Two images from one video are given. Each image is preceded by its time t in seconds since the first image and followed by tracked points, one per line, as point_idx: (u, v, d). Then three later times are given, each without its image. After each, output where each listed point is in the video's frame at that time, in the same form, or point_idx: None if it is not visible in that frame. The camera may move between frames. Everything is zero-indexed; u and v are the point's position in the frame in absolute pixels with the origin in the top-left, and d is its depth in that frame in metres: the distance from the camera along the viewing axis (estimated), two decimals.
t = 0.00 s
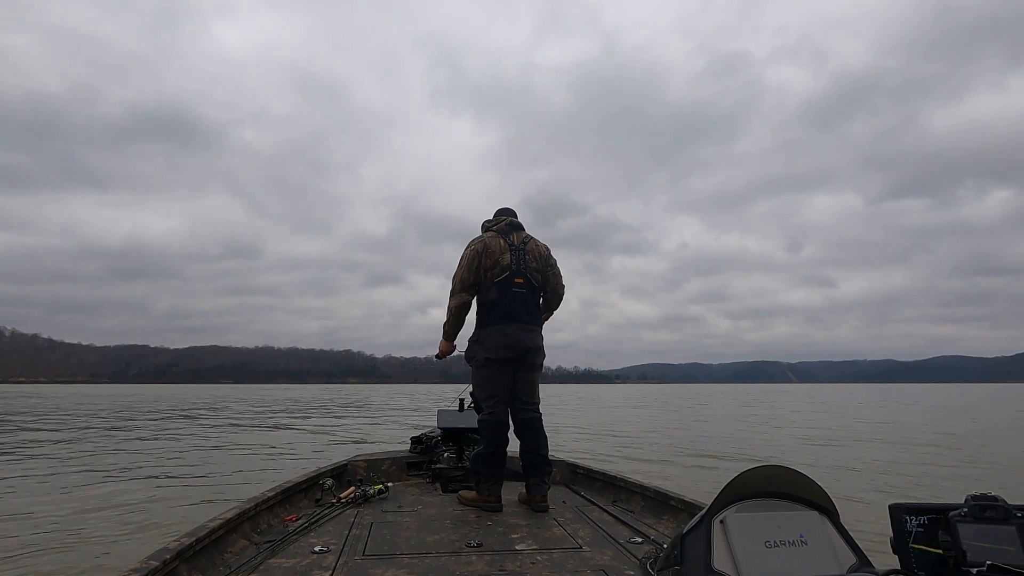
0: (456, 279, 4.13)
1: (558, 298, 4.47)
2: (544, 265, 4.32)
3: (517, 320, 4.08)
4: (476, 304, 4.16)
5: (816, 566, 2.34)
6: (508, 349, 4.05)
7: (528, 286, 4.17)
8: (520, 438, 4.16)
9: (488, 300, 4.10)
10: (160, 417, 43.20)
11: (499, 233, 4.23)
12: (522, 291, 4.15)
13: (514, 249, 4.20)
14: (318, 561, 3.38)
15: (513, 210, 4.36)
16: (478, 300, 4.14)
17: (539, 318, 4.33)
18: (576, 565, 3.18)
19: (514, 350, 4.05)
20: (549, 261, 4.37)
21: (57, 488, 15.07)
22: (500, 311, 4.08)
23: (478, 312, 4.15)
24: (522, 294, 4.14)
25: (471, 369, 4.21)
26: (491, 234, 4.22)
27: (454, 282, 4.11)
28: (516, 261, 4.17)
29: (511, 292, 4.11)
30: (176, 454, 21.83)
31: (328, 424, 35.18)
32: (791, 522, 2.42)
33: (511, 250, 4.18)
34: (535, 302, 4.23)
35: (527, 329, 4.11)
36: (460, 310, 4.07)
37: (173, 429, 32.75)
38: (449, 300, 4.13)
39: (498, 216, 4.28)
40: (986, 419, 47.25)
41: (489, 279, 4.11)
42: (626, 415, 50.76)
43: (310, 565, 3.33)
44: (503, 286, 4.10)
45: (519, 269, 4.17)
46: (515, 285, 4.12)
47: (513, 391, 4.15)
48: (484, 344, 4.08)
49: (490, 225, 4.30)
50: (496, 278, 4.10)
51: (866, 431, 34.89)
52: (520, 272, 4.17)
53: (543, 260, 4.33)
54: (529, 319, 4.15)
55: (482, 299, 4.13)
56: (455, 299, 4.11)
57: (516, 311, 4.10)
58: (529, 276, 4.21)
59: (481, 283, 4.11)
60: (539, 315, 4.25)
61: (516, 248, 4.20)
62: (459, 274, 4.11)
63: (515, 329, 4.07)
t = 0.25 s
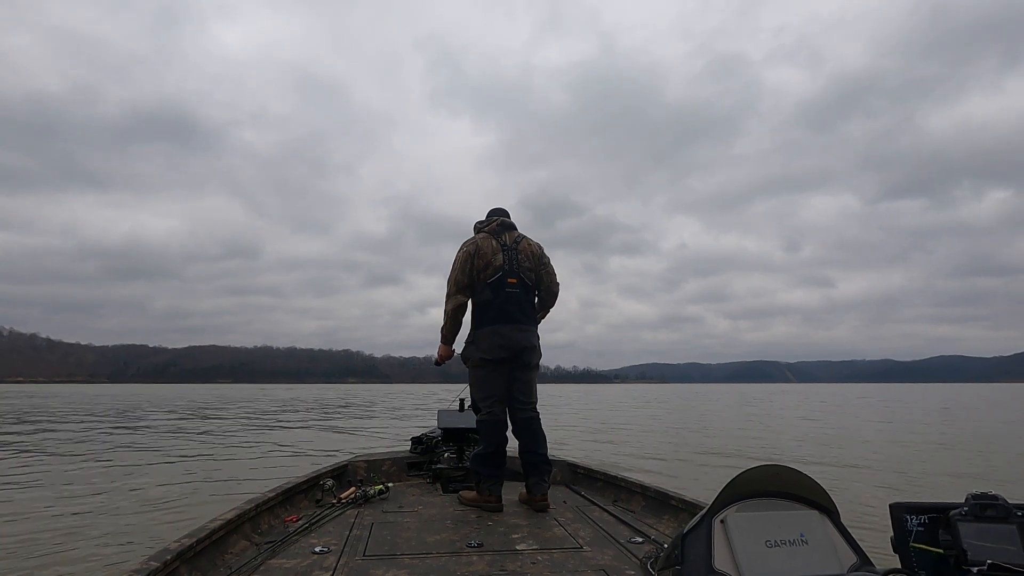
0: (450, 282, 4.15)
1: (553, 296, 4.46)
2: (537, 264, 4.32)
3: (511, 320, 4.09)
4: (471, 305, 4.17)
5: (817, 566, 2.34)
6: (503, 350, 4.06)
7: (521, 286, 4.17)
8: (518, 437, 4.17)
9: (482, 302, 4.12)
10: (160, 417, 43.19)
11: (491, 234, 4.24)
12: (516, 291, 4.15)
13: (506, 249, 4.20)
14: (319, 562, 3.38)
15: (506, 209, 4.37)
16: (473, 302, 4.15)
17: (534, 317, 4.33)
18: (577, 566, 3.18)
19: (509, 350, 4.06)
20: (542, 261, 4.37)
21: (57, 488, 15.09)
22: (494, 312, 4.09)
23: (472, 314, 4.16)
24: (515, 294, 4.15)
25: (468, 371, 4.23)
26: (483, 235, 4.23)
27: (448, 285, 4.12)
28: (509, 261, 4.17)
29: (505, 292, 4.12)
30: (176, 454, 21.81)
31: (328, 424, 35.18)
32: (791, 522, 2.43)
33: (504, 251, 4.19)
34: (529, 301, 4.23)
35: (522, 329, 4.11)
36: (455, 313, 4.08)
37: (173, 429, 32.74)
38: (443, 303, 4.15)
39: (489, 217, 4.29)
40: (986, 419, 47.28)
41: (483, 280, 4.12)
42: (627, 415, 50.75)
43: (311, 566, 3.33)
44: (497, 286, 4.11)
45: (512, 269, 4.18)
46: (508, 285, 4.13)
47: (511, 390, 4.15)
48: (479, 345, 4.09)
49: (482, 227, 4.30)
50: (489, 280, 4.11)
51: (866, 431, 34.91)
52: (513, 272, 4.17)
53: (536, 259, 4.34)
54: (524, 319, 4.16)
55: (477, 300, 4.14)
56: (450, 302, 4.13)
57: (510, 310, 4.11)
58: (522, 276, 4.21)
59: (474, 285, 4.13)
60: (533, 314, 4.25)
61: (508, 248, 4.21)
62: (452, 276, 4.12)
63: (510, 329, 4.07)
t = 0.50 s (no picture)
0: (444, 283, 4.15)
1: (546, 296, 4.45)
2: (530, 264, 4.31)
3: (504, 321, 4.09)
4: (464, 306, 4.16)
5: (815, 568, 2.34)
6: (496, 350, 4.05)
7: (514, 286, 4.17)
8: (514, 437, 4.16)
9: (475, 302, 4.12)
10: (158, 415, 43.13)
11: (484, 234, 4.24)
12: (509, 291, 4.15)
13: (499, 249, 4.19)
14: (317, 560, 3.38)
15: (499, 209, 4.36)
16: (466, 303, 4.15)
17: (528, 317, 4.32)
18: (575, 566, 3.18)
19: (503, 350, 4.06)
20: (535, 260, 4.36)
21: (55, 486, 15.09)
22: (487, 312, 4.09)
23: (466, 315, 4.16)
24: (508, 294, 4.14)
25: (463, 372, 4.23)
26: (476, 235, 4.23)
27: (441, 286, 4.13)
28: (502, 261, 4.16)
29: (498, 293, 4.11)
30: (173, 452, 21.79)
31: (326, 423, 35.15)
32: (790, 524, 2.42)
33: (497, 250, 4.18)
34: (522, 301, 4.22)
35: (515, 329, 4.11)
36: (448, 313, 4.08)
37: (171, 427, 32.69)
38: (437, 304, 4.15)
39: (482, 217, 4.28)
40: (984, 417, 47.34)
41: (476, 281, 4.11)
42: (625, 413, 50.76)
43: (309, 564, 3.33)
44: (490, 287, 4.11)
45: (505, 269, 4.17)
46: (500, 285, 4.12)
47: (506, 390, 4.15)
48: (473, 345, 4.10)
49: (475, 227, 4.30)
50: (482, 280, 4.11)
51: (864, 430, 34.96)
52: (505, 272, 4.16)
53: (529, 259, 4.32)
54: (517, 319, 4.15)
55: (470, 300, 4.13)
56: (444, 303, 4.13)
57: (503, 310, 4.10)
58: (516, 275, 4.20)
59: (468, 285, 4.12)
60: (527, 314, 4.24)
61: (501, 248, 4.20)
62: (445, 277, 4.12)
63: (503, 330, 4.07)
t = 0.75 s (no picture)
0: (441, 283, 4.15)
1: (544, 295, 4.45)
2: (526, 264, 4.30)
3: (501, 321, 4.08)
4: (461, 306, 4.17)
5: (813, 569, 2.34)
6: (493, 350, 4.05)
7: (510, 286, 4.16)
8: (513, 437, 4.16)
9: (472, 302, 4.12)
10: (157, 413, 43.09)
11: (480, 234, 4.24)
12: (505, 291, 4.14)
13: (495, 249, 4.19)
14: (316, 560, 3.38)
15: (496, 209, 4.35)
16: (463, 303, 4.15)
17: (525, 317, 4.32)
18: (574, 566, 3.18)
19: (499, 350, 4.05)
20: (532, 260, 4.36)
21: (54, 484, 15.08)
22: (483, 313, 4.09)
23: (463, 315, 4.16)
24: (504, 294, 4.14)
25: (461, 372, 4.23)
26: (473, 235, 4.23)
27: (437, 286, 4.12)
28: (498, 261, 4.16)
29: (495, 293, 4.11)
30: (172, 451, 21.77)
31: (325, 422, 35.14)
32: (789, 526, 2.42)
33: (493, 250, 4.18)
34: (519, 301, 4.21)
35: (512, 329, 4.10)
36: (445, 314, 4.08)
37: (169, 426, 32.64)
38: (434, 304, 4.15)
39: (479, 217, 4.28)
40: (983, 416, 47.40)
41: (473, 281, 4.11)
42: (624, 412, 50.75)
43: (308, 564, 3.33)
44: (486, 287, 4.11)
45: (501, 269, 4.17)
46: (497, 285, 4.12)
47: (504, 390, 4.14)
48: (470, 345, 4.09)
49: (471, 228, 4.30)
50: (478, 280, 4.11)
51: (863, 429, 34.96)
52: (502, 272, 4.16)
53: (526, 259, 4.32)
54: (514, 319, 4.15)
55: (467, 301, 4.14)
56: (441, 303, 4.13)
57: (500, 310, 4.10)
58: (512, 276, 4.20)
59: (465, 286, 4.13)
60: (524, 314, 4.24)
61: (497, 248, 4.19)
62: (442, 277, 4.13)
63: (499, 329, 4.07)
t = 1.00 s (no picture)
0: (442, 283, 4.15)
1: (544, 295, 4.45)
2: (526, 264, 4.30)
3: (501, 320, 4.09)
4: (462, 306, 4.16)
5: (814, 569, 2.35)
6: (494, 351, 4.06)
7: (510, 286, 4.16)
8: (514, 437, 4.16)
9: (472, 302, 4.13)
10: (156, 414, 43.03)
11: (481, 234, 4.24)
12: (506, 291, 4.15)
13: (496, 249, 4.19)
14: (316, 560, 3.38)
15: (496, 209, 4.35)
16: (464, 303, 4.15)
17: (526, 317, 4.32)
18: (575, 566, 3.18)
19: (500, 349, 4.05)
20: (533, 259, 4.35)
21: (54, 485, 15.11)
22: (483, 313, 4.09)
23: (464, 314, 4.16)
24: (504, 295, 4.13)
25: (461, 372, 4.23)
26: (474, 235, 4.23)
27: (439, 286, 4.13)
28: (498, 261, 4.16)
29: (494, 292, 4.11)
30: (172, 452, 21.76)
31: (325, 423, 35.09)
32: (790, 525, 2.43)
33: (494, 251, 4.17)
34: (519, 301, 4.21)
35: (512, 329, 4.10)
36: (446, 314, 4.09)
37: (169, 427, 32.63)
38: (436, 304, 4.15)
39: (480, 216, 4.28)
40: (983, 417, 47.31)
41: (474, 281, 4.12)
42: (625, 412, 50.65)
43: (309, 563, 3.34)
44: (486, 286, 4.10)
45: (501, 268, 4.16)
46: (497, 286, 4.12)
47: (504, 389, 4.14)
48: (470, 345, 4.10)
49: (473, 228, 4.30)
50: (479, 280, 4.11)
51: (863, 429, 34.92)
52: (502, 272, 4.16)
53: (526, 258, 4.32)
54: (514, 319, 4.14)
55: (468, 301, 4.13)
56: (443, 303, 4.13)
57: (501, 310, 4.10)
58: (512, 276, 4.20)
59: (466, 285, 4.13)
60: (525, 314, 4.24)
61: (498, 248, 4.19)
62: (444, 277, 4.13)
63: (500, 330, 4.07)
